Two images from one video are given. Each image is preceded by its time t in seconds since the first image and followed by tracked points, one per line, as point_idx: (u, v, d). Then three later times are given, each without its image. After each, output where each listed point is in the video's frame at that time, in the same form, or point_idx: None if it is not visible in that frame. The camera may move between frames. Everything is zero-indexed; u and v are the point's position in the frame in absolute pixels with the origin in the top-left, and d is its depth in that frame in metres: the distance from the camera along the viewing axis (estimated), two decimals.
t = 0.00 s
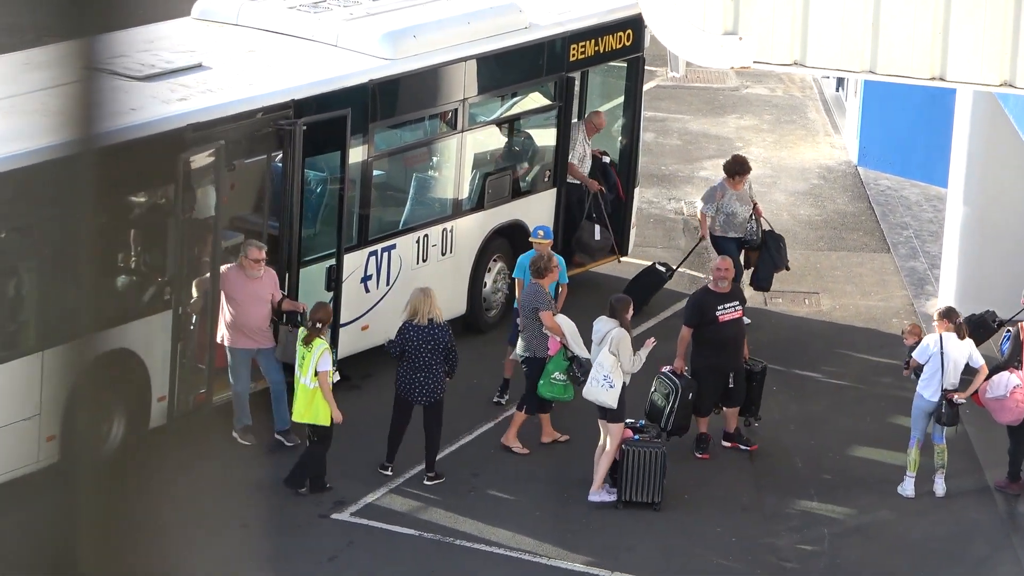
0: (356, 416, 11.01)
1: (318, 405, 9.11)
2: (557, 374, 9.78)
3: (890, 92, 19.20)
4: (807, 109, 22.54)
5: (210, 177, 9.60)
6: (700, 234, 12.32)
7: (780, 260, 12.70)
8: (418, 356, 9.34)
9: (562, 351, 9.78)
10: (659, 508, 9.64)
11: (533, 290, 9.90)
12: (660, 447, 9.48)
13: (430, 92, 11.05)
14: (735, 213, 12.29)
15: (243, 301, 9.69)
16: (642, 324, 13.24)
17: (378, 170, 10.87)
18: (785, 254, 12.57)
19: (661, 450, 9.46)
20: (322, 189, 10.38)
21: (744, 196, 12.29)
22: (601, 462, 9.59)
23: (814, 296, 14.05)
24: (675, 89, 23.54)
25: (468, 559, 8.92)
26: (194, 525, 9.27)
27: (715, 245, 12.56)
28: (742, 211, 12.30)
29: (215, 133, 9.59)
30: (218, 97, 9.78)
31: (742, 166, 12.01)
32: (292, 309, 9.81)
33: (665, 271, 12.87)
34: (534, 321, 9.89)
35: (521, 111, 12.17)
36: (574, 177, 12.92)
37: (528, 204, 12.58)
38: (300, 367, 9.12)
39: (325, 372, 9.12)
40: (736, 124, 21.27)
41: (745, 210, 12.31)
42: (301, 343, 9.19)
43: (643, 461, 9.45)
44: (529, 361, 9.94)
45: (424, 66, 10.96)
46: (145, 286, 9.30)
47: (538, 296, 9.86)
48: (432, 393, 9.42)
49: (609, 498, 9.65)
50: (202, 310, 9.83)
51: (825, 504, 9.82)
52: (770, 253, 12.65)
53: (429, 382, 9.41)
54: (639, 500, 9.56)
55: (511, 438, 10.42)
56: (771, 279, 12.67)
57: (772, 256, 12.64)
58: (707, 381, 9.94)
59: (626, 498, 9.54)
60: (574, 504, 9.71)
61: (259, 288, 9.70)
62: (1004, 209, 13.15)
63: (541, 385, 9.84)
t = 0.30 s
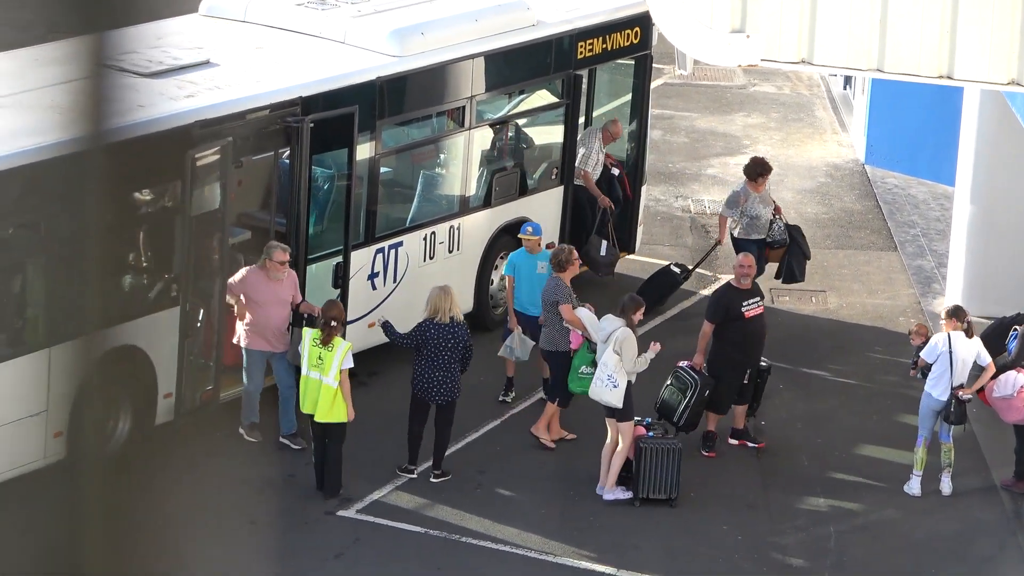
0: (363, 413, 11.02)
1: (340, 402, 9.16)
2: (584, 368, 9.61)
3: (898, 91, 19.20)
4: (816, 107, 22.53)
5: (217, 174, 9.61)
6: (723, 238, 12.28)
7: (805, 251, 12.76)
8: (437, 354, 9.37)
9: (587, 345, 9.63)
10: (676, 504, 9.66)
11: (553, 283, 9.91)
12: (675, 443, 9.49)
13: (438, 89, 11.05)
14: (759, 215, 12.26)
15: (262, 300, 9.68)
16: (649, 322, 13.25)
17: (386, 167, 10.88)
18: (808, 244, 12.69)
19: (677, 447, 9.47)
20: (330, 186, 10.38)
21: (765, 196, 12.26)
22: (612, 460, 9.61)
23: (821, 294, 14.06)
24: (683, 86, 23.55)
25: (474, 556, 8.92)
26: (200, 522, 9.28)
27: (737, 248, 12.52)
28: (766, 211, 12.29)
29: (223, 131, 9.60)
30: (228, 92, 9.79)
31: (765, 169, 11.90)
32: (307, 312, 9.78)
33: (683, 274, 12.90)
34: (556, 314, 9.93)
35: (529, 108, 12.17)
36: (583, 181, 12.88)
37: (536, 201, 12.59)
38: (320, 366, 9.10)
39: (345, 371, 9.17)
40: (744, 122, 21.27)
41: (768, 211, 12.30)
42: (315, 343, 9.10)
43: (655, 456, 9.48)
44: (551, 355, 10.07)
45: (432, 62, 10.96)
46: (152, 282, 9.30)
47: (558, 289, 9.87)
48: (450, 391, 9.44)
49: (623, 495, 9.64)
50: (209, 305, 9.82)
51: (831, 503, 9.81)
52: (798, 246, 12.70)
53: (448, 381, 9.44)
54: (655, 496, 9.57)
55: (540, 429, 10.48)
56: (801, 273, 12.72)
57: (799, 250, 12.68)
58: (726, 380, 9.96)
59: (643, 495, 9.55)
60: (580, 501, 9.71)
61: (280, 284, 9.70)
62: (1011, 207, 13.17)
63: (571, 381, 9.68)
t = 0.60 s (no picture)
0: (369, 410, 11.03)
1: (360, 400, 9.19)
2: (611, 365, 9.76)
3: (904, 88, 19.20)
4: (821, 103, 22.53)
5: (223, 171, 9.62)
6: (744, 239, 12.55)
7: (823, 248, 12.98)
8: (443, 351, 9.38)
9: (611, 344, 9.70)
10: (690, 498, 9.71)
11: (578, 283, 9.87)
12: (688, 437, 9.55)
13: (443, 87, 11.05)
14: (779, 216, 12.53)
15: (295, 304, 9.68)
16: (654, 319, 13.26)
17: (391, 164, 10.88)
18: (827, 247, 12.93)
19: (690, 440, 9.53)
20: (336, 183, 10.38)
21: (785, 197, 12.52)
22: (622, 454, 9.65)
23: (827, 292, 14.06)
24: (689, 84, 23.56)
25: (480, 552, 8.92)
26: (206, 519, 9.28)
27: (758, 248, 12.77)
28: (786, 213, 12.55)
29: (229, 129, 9.61)
30: (234, 90, 9.80)
31: (789, 173, 12.21)
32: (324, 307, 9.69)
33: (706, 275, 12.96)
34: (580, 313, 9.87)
35: (535, 105, 12.19)
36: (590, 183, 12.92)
37: (543, 198, 12.60)
38: (334, 366, 9.08)
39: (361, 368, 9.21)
40: (750, 119, 21.28)
41: (787, 212, 12.57)
42: (326, 343, 9.06)
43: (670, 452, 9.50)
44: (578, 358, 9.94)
45: (438, 60, 10.97)
46: (159, 279, 9.32)
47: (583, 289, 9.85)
48: (459, 389, 9.44)
49: (634, 493, 9.70)
50: (216, 303, 9.81)
51: (836, 500, 9.82)
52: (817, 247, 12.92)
53: (457, 379, 9.44)
54: (671, 492, 9.62)
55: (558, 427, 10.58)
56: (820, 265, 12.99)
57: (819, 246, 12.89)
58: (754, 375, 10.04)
59: (659, 490, 9.58)
60: (586, 498, 9.72)
61: (306, 282, 9.73)
62: (1017, 204, 13.17)
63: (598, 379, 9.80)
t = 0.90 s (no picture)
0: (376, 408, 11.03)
1: (374, 399, 9.19)
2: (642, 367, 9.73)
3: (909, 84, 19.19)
4: (828, 99, 22.52)
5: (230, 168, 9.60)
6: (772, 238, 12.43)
7: (851, 259, 12.84)
8: (448, 349, 9.36)
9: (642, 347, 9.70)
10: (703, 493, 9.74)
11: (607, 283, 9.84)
12: (699, 432, 9.59)
13: (449, 84, 11.05)
14: (810, 217, 12.35)
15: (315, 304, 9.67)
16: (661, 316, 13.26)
17: (398, 162, 10.88)
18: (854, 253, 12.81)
19: (701, 436, 9.56)
20: (343, 181, 10.38)
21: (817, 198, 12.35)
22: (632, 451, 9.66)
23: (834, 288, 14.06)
24: (696, 80, 23.56)
25: (487, 549, 8.92)
26: (213, 516, 9.28)
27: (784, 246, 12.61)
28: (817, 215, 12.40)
29: (236, 126, 9.59)
30: (241, 87, 9.80)
31: (823, 173, 11.97)
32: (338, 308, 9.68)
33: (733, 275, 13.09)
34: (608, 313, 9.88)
35: (541, 102, 12.19)
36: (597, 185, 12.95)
37: (549, 195, 12.61)
38: (349, 365, 9.09)
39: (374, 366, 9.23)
40: (756, 116, 21.29)
41: (818, 213, 12.40)
42: (341, 343, 9.08)
43: (681, 447, 9.55)
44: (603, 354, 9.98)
45: (444, 56, 10.96)
46: (165, 277, 9.31)
47: (613, 290, 9.81)
48: (464, 386, 9.45)
49: (645, 490, 9.69)
50: (223, 301, 9.79)
51: (844, 496, 9.81)
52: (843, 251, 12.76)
53: (461, 376, 9.44)
54: (684, 487, 9.65)
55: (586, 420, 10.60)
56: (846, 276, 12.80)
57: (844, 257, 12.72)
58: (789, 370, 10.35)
59: (671, 486, 9.61)
60: (593, 495, 9.72)
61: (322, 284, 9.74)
62: None
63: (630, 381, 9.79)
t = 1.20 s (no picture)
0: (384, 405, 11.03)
1: (384, 397, 9.20)
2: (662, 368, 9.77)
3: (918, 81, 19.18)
4: (836, 97, 22.51)
5: (238, 165, 9.60)
6: (805, 236, 12.44)
7: (880, 258, 12.67)
8: (452, 346, 9.37)
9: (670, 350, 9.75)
10: (710, 490, 9.74)
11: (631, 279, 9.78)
12: (707, 430, 9.59)
13: (457, 81, 11.06)
14: (842, 215, 12.37)
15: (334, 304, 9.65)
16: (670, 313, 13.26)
17: (406, 158, 10.88)
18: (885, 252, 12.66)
19: (709, 434, 9.56)
20: (351, 178, 10.39)
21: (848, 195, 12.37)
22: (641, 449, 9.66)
23: (841, 286, 14.06)
24: (704, 77, 23.56)
25: (495, 546, 8.91)
26: (220, 512, 9.28)
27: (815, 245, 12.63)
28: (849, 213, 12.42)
29: (244, 123, 9.58)
30: (250, 83, 9.79)
31: (855, 170, 11.97)
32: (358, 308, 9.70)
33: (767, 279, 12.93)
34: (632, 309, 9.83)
35: (548, 99, 12.18)
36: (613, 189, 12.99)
37: (557, 192, 12.61)
38: (360, 363, 9.09)
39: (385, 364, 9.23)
40: (764, 113, 21.29)
41: (850, 211, 12.45)
42: (352, 341, 9.08)
43: (690, 444, 9.55)
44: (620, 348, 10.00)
45: (452, 53, 10.96)
46: (173, 271, 9.33)
47: (638, 287, 9.79)
48: (469, 382, 9.44)
49: (653, 488, 9.70)
50: (232, 297, 9.79)
51: (851, 493, 9.81)
52: (873, 251, 12.65)
53: (465, 373, 9.42)
54: (692, 484, 9.65)
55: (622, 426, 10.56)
56: (876, 277, 12.67)
57: (873, 257, 12.63)
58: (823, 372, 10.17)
59: (679, 483, 9.61)
60: (601, 492, 9.71)
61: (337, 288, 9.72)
62: None
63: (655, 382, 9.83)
